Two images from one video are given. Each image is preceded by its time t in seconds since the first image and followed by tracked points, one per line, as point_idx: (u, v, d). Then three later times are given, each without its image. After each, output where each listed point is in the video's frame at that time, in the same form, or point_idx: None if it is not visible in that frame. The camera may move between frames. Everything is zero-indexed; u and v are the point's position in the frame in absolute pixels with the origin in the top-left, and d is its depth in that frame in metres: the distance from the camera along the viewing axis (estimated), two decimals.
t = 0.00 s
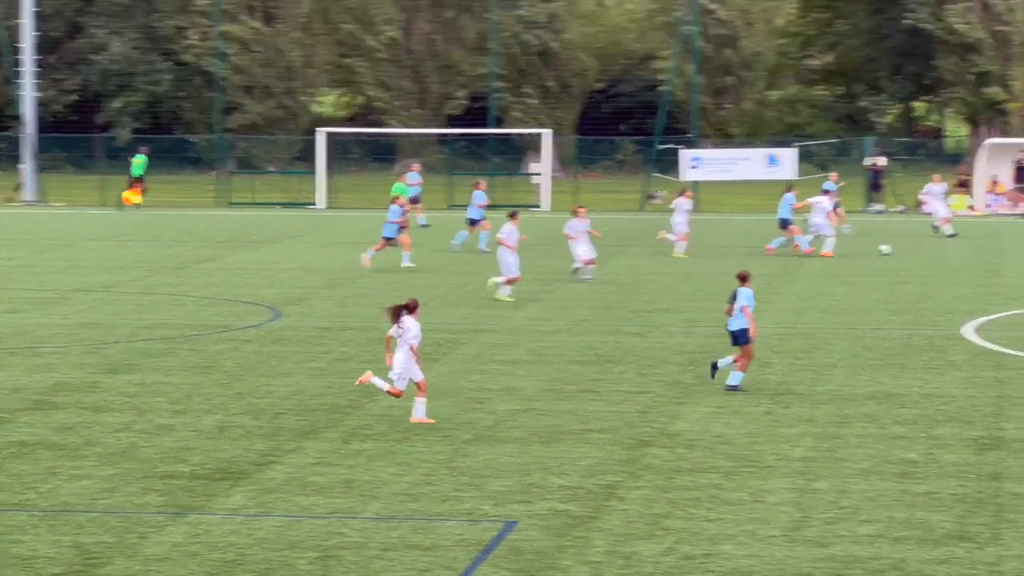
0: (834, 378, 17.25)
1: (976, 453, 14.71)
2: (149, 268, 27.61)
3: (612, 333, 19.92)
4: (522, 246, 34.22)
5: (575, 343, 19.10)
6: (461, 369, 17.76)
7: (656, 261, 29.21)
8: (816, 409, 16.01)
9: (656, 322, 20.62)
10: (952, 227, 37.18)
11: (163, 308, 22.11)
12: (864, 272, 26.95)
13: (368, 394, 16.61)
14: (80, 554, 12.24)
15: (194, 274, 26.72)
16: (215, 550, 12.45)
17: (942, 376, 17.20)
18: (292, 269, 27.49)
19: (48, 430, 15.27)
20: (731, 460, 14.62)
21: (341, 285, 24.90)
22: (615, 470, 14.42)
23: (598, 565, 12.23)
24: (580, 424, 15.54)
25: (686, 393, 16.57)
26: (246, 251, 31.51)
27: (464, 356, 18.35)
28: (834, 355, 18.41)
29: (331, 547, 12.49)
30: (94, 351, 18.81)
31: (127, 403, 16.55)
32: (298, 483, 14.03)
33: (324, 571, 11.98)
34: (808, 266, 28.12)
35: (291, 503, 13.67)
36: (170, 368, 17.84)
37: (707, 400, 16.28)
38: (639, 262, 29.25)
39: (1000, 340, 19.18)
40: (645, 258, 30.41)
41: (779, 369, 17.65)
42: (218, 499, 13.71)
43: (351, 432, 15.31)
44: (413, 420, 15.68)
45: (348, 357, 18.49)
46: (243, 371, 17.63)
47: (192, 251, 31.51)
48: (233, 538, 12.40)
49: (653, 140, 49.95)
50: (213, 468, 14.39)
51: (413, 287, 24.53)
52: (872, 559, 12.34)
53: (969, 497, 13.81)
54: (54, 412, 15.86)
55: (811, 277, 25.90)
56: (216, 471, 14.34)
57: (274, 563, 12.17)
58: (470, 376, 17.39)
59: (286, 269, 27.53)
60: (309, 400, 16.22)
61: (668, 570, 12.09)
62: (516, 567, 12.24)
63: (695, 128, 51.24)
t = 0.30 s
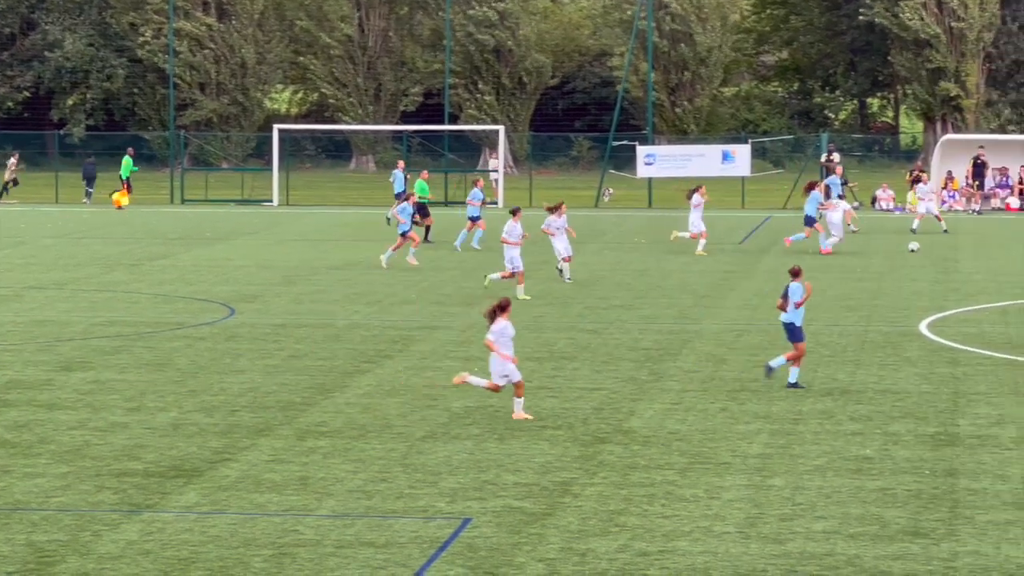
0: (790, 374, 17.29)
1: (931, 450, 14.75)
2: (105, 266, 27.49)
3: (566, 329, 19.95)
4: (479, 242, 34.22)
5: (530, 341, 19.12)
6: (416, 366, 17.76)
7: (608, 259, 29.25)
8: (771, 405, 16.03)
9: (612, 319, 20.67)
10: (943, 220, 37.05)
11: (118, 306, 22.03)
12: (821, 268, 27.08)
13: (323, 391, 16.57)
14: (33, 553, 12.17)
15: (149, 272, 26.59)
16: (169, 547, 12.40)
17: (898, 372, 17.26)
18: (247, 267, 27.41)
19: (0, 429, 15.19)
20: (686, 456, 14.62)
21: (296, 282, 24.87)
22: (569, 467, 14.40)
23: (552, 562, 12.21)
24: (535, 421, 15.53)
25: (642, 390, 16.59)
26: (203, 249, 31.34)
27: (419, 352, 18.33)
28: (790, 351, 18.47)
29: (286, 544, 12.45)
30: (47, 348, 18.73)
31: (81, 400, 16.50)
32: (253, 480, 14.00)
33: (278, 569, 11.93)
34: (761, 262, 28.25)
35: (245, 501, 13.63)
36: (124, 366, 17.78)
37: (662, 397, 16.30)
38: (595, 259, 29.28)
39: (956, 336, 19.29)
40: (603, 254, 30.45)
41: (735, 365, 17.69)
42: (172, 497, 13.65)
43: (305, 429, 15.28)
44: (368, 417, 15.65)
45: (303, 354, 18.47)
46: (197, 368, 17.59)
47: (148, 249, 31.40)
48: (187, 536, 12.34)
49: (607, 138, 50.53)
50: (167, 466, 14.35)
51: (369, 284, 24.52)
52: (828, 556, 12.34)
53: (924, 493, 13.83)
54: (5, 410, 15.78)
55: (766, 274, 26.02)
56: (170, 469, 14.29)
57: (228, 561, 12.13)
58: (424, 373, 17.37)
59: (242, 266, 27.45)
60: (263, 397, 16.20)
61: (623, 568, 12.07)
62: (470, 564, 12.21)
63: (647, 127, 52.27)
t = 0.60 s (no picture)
0: (747, 371, 17.36)
1: (889, 445, 14.82)
2: (63, 263, 27.40)
3: (524, 325, 20.00)
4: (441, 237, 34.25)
5: (488, 337, 19.17)
6: (375, 362, 17.79)
7: (569, 255, 29.32)
8: (729, 401, 16.11)
9: (570, 315, 20.74)
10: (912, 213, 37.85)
11: (76, 303, 21.97)
12: (782, 264, 27.22)
13: (281, 388, 16.57)
14: None
15: (107, 268, 26.52)
16: (128, 544, 12.39)
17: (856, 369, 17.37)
18: (205, 263, 27.35)
19: None
20: (644, 452, 14.66)
21: (255, 278, 24.86)
22: (527, 463, 14.42)
23: (511, 558, 12.23)
24: (494, 418, 15.56)
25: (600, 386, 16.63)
26: (163, 246, 31.27)
27: (377, 349, 18.36)
28: (748, 348, 18.57)
29: (244, 541, 12.47)
30: (3, 346, 18.68)
31: (39, 398, 16.47)
32: (211, 477, 14.00)
33: (237, 566, 11.93)
34: (722, 258, 28.38)
35: (203, 497, 13.62)
36: (82, 363, 17.76)
37: (619, 394, 16.34)
38: (554, 255, 29.35)
39: (916, 332, 19.41)
40: (563, 250, 30.53)
41: (693, 362, 17.77)
42: (130, 494, 13.63)
43: (263, 426, 15.29)
44: (326, 413, 15.67)
45: (261, 350, 18.49)
46: (155, 365, 17.59)
47: (107, 245, 31.33)
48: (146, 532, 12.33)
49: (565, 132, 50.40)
50: (126, 463, 14.34)
51: (327, 280, 24.54)
52: (786, 551, 12.38)
53: (881, 488, 13.89)
54: None
55: (727, 269, 26.13)
56: (129, 466, 14.28)
57: (186, 558, 12.13)
58: (383, 369, 17.40)
59: (200, 263, 27.40)
60: (221, 394, 16.20)
61: (581, 564, 12.10)
62: (428, 560, 12.23)
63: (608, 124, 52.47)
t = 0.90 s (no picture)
0: (698, 367, 17.47)
1: (839, 441, 14.89)
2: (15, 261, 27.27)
3: (477, 322, 20.08)
4: (396, 232, 34.32)
5: (440, 334, 19.24)
6: (327, 359, 17.83)
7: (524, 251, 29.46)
8: (680, 398, 16.19)
9: (521, 312, 20.86)
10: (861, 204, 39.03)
11: (27, 301, 21.90)
12: (737, 260, 27.45)
13: (233, 385, 16.59)
14: None
15: (59, 267, 26.42)
16: (78, 542, 12.36)
17: (806, 365, 17.53)
18: (158, 261, 27.31)
19: None
20: (595, 449, 14.71)
21: (206, 276, 24.85)
22: (479, 459, 14.44)
23: (462, 556, 12.22)
24: (446, 414, 15.59)
25: (551, 383, 16.70)
26: (117, 244, 31.14)
27: (329, 346, 18.40)
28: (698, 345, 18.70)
29: (196, 538, 12.45)
30: None
31: None
32: (162, 474, 13.98)
33: (188, 564, 11.91)
34: (677, 255, 28.59)
35: (155, 495, 13.59)
36: (32, 360, 17.71)
37: (571, 390, 16.41)
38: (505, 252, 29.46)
39: (867, 329, 19.60)
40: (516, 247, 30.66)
41: (644, 358, 17.87)
42: (81, 492, 13.57)
43: (215, 423, 15.30)
44: (278, 411, 15.68)
45: (213, 348, 18.51)
46: (106, 363, 17.57)
47: (59, 244, 31.22)
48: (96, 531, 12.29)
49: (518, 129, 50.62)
50: (77, 461, 14.30)
51: (279, 277, 24.55)
52: (737, 547, 12.42)
53: (833, 484, 13.95)
54: None
55: (681, 266, 26.33)
56: (80, 463, 14.23)
57: (137, 556, 12.09)
58: (335, 367, 17.43)
59: (153, 261, 27.35)
60: (172, 392, 16.20)
61: (532, 560, 12.11)
62: (380, 557, 12.22)
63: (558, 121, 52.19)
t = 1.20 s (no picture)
0: (661, 364, 17.59)
1: (801, 438, 14.96)
2: None
3: (440, 320, 20.19)
4: (360, 228, 34.38)
5: (403, 330, 19.32)
6: (289, 356, 17.87)
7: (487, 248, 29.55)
8: (643, 395, 16.28)
9: (483, 309, 20.96)
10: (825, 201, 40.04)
11: None
12: (702, 257, 27.60)
13: (195, 382, 16.60)
14: None
15: (20, 263, 26.40)
16: (39, 540, 12.30)
17: (769, 362, 17.65)
18: (120, 258, 27.30)
19: None
20: (557, 446, 14.73)
21: (167, 272, 24.87)
22: (440, 456, 14.46)
23: (425, 552, 12.20)
24: (408, 411, 15.63)
25: (513, 380, 16.78)
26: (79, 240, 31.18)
27: (291, 343, 18.46)
28: (659, 342, 18.82)
29: (158, 536, 12.40)
30: None
31: None
32: (124, 472, 13.93)
33: (149, 561, 11.89)
34: (642, 252, 28.71)
35: (116, 492, 13.54)
36: None
37: (533, 387, 16.49)
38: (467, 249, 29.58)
39: (831, 327, 19.74)
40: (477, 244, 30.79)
41: (606, 355, 17.98)
42: (42, 490, 13.52)
43: (177, 420, 15.30)
44: (240, 407, 15.71)
45: (175, 345, 18.52)
46: (67, 360, 17.55)
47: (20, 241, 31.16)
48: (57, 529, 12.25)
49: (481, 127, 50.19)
50: (38, 458, 14.26)
51: (241, 274, 24.60)
52: (699, 544, 12.42)
53: (795, 481, 13.97)
54: None
55: (645, 264, 26.49)
56: (40, 461, 14.18)
57: (97, 554, 12.03)
58: (298, 364, 17.49)
59: (115, 258, 27.33)
60: (134, 389, 16.20)
61: (494, 557, 12.11)
62: (342, 554, 12.19)
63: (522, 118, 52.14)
